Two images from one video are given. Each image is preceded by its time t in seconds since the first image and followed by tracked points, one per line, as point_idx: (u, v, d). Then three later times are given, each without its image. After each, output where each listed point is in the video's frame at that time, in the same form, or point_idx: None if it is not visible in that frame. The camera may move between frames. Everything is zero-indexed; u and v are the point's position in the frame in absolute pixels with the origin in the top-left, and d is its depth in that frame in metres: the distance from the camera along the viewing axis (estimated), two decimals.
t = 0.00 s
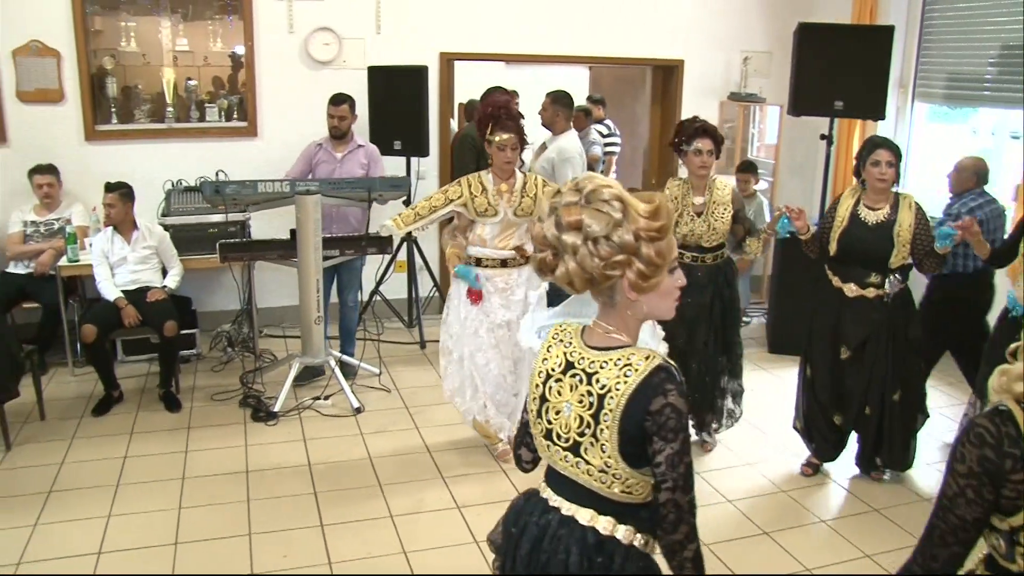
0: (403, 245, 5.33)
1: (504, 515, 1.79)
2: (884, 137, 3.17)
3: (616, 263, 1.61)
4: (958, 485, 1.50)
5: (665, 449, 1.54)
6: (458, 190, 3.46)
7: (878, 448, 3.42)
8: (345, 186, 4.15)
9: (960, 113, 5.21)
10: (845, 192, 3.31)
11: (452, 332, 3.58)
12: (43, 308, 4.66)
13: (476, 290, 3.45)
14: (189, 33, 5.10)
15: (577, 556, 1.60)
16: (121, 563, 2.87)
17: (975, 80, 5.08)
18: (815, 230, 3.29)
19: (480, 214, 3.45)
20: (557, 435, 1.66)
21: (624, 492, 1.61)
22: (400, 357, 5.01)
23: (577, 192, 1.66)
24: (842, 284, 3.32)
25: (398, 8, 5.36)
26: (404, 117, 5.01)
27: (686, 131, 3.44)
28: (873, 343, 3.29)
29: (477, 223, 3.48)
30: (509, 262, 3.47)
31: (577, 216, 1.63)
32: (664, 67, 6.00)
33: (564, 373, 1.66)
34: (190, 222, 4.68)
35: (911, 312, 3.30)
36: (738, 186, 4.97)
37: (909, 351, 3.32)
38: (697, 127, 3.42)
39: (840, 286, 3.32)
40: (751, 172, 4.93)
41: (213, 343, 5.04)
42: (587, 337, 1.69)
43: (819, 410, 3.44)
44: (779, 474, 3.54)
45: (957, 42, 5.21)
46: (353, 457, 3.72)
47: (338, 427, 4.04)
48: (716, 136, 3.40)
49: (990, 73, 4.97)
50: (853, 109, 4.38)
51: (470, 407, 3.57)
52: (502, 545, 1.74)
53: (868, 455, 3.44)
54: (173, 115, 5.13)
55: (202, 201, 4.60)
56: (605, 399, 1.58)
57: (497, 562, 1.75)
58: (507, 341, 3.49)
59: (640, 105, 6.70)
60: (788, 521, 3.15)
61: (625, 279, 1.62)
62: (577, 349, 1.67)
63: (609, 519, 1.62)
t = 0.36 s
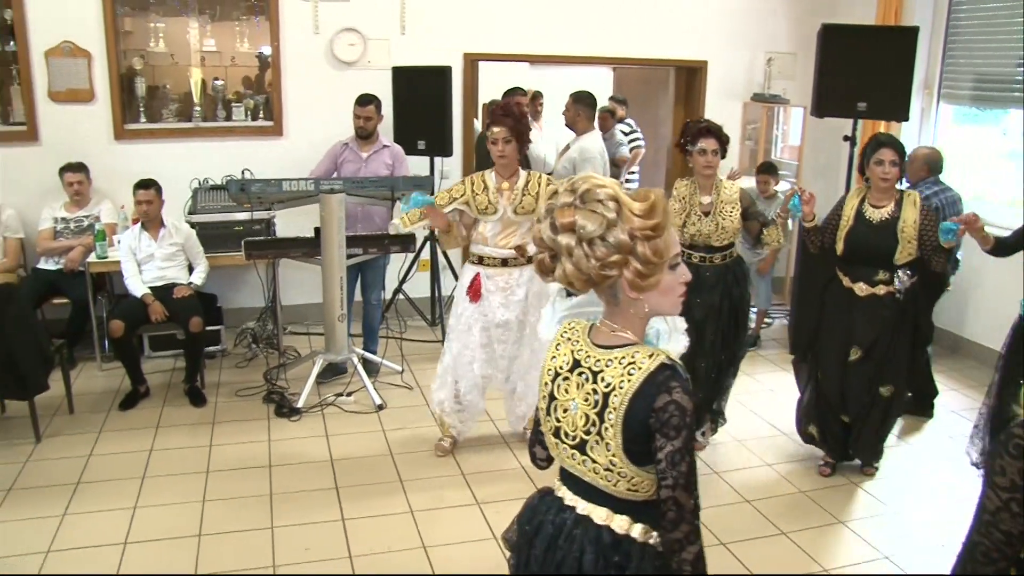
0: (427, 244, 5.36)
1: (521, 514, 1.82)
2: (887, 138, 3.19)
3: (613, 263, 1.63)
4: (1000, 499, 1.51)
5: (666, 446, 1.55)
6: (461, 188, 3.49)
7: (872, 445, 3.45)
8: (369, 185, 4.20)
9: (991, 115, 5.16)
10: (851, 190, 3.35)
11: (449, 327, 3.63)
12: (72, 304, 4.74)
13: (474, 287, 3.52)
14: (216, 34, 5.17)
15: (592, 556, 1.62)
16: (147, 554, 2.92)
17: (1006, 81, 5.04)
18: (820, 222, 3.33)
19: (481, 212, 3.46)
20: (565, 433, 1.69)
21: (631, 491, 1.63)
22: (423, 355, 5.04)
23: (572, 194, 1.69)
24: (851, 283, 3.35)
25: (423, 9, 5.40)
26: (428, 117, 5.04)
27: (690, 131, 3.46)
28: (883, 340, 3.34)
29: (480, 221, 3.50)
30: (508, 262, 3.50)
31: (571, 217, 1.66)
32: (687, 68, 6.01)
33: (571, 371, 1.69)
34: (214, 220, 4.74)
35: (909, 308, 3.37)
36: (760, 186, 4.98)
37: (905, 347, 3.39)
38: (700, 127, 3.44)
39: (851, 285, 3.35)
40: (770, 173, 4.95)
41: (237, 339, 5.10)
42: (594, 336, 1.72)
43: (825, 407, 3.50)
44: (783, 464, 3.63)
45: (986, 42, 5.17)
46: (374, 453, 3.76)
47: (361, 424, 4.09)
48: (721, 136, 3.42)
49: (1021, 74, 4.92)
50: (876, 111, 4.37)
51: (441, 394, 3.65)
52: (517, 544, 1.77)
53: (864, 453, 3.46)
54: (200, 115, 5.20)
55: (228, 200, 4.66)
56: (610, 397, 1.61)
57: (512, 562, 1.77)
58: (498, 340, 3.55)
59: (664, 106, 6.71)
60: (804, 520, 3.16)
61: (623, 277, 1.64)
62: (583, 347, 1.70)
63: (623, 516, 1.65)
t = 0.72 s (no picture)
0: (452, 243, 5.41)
1: (555, 526, 1.83)
2: (883, 141, 3.17)
3: (655, 277, 1.63)
4: None
5: (715, 452, 1.58)
6: (451, 192, 3.51)
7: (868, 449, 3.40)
8: (395, 183, 4.23)
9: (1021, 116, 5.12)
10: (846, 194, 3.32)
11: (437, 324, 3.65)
12: (104, 300, 4.82)
13: (456, 283, 3.53)
14: (246, 34, 5.27)
15: (650, 560, 1.65)
16: (171, 544, 2.98)
17: None
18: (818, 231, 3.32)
19: (467, 216, 3.48)
20: (605, 442, 1.69)
21: (679, 497, 1.66)
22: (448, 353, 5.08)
23: (610, 205, 1.68)
24: (848, 286, 3.31)
25: (450, 9, 5.43)
26: (454, 118, 5.08)
27: (689, 132, 3.46)
28: (884, 346, 3.28)
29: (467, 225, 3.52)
30: (492, 265, 3.50)
31: (613, 231, 1.65)
32: (714, 70, 6.00)
33: (610, 382, 1.68)
34: (244, 218, 4.80)
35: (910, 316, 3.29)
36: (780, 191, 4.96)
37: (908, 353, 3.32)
38: (702, 128, 3.43)
39: (847, 287, 3.31)
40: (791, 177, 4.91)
41: (265, 335, 5.17)
42: (629, 343, 1.72)
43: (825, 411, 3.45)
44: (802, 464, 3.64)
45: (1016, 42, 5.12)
46: (399, 450, 3.80)
47: (385, 420, 4.13)
48: (720, 137, 3.40)
49: None
50: (902, 112, 4.33)
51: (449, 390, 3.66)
52: (557, 555, 1.77)
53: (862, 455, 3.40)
54: (229, 113, 5.28)
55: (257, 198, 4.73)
56: (656, 408, 1.62)
57: None
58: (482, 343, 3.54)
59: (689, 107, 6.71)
60: (824, 520, 3.18)
61: (664, 289, 1.64)
62: (621, 356, 1.69)
63: (669, 517, 1.68)
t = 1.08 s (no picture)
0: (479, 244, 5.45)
1: (570, 523, 1.80)
2: (891, 141, 3.10)
3: (688, 275, 1.63)
4: None
5: (746, 446, 1.60)
6: (459, 189, 3.49)
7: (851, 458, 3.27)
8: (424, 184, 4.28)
9: None
10: (852, 196, 3.26)
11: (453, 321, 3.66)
12: (137, 297, 4.91)
13: (468, 283, 3.55)
14: (278, 36, 5.35)
15: (686, 558, 1.65)
16: (200, 536, 3.04)
17: None
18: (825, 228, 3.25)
19: (475, 213, 3.44)
20: (636, 440, 1.69)
21: (713, 491, 1.67)
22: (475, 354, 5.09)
23: (643, 202, 1.67)
24: (855, 290, 3.23)
25: (480, 11, 5.47)
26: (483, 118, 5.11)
27: (694, 132, 3.40)
28: (886, 353, 3.18)
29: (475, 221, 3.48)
30: (499, 263, 3.48)
31: (647, 228, 1.65)
32: (743, 72, 5.99)
33: (640, 379, 1.68)
34: (274, 217, 4.86)
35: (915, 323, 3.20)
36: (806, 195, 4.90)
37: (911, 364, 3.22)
38: (705, 129, 3.37)
39: (853, 291, 3.23)
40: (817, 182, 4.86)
41: (294, 333, 5.24)
42: (657, 339, 1.72)
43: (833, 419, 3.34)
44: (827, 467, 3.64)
45: None
46: (425, 447, 3.84)
47: (412, 418, 4.17)
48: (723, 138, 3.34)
49: None
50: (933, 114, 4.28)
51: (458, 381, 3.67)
52: (577, 554, 1.74)
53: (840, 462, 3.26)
54: (262, 114, 5.37)
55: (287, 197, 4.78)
56: (693, 404, 1.62)
57: None
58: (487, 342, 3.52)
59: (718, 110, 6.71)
60: (844, 523, 3.17)
61: (695, 287, 1.65)
62: (650, 352, 1.70)
63: (696, 514, 1.68)
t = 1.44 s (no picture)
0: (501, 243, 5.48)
1: (607, 518, 1.81)
2: (892, 146, 3.03)
3: (733, 276, 1.65)
4: None
5: (790, 438, 1.64)
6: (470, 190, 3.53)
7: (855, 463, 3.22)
8: (446, 183, 4.31)
9: None
10: (854, 201, 3.19)
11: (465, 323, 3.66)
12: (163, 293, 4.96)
13: (476, 288, 3.52)
14: (304, 35, 5.40)
15: (730, 543, 1.69)
16: (222, 528, 3.08)
17: None
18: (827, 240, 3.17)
19: (480, 213, 3.46)
20: (679, 435, 1.70)
21: (756, 482, 1.70)
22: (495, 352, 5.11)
23: (690, 205, 1.69)
24: (854, 297, 3.16)
25: (503, 11, 5.50)
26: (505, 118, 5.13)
27: (697, 134, 3.40)
28: (887, 359, 3.11)
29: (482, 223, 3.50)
30: (504, 266, 3.47)
31: (694, 232, 1.67)
32: (767, 72, 5.98)
33: (683, 377, 1.68)
34: (300, 215, 4.92)
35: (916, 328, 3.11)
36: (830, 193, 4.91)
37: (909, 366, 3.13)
38: (707, 131, 3.37)
39: (853, 298, 3.16)
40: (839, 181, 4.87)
41: (317, 330, 5.28)
42: (697, 337, 1.72)
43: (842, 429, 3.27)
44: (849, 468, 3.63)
45: None
46: (445, 444, 3.87)
47: (432, 415, 4.19)
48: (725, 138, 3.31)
49: None
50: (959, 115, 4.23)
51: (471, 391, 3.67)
52: (619, 546, 1.77)
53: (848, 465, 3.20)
54: (287, 113, 5.42)
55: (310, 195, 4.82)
56: (739, 401, 1.64)
57: (614, 568, 1.77)
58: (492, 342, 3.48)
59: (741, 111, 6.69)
60: (863, 524, 3.17)
61: (740, 288, 1.66)
62: (692, 351, 1.69)
63: (735, 500, 1.71)
